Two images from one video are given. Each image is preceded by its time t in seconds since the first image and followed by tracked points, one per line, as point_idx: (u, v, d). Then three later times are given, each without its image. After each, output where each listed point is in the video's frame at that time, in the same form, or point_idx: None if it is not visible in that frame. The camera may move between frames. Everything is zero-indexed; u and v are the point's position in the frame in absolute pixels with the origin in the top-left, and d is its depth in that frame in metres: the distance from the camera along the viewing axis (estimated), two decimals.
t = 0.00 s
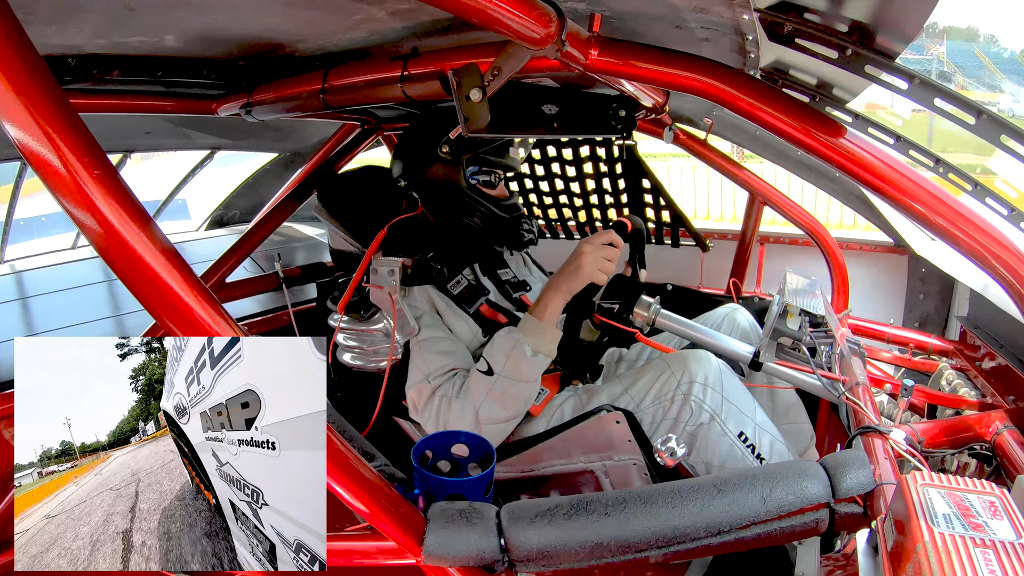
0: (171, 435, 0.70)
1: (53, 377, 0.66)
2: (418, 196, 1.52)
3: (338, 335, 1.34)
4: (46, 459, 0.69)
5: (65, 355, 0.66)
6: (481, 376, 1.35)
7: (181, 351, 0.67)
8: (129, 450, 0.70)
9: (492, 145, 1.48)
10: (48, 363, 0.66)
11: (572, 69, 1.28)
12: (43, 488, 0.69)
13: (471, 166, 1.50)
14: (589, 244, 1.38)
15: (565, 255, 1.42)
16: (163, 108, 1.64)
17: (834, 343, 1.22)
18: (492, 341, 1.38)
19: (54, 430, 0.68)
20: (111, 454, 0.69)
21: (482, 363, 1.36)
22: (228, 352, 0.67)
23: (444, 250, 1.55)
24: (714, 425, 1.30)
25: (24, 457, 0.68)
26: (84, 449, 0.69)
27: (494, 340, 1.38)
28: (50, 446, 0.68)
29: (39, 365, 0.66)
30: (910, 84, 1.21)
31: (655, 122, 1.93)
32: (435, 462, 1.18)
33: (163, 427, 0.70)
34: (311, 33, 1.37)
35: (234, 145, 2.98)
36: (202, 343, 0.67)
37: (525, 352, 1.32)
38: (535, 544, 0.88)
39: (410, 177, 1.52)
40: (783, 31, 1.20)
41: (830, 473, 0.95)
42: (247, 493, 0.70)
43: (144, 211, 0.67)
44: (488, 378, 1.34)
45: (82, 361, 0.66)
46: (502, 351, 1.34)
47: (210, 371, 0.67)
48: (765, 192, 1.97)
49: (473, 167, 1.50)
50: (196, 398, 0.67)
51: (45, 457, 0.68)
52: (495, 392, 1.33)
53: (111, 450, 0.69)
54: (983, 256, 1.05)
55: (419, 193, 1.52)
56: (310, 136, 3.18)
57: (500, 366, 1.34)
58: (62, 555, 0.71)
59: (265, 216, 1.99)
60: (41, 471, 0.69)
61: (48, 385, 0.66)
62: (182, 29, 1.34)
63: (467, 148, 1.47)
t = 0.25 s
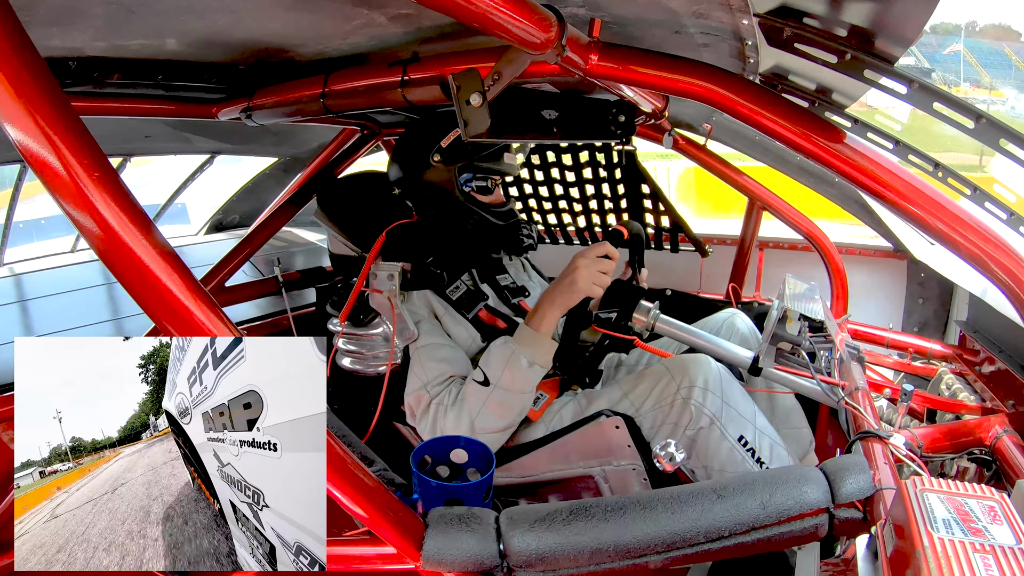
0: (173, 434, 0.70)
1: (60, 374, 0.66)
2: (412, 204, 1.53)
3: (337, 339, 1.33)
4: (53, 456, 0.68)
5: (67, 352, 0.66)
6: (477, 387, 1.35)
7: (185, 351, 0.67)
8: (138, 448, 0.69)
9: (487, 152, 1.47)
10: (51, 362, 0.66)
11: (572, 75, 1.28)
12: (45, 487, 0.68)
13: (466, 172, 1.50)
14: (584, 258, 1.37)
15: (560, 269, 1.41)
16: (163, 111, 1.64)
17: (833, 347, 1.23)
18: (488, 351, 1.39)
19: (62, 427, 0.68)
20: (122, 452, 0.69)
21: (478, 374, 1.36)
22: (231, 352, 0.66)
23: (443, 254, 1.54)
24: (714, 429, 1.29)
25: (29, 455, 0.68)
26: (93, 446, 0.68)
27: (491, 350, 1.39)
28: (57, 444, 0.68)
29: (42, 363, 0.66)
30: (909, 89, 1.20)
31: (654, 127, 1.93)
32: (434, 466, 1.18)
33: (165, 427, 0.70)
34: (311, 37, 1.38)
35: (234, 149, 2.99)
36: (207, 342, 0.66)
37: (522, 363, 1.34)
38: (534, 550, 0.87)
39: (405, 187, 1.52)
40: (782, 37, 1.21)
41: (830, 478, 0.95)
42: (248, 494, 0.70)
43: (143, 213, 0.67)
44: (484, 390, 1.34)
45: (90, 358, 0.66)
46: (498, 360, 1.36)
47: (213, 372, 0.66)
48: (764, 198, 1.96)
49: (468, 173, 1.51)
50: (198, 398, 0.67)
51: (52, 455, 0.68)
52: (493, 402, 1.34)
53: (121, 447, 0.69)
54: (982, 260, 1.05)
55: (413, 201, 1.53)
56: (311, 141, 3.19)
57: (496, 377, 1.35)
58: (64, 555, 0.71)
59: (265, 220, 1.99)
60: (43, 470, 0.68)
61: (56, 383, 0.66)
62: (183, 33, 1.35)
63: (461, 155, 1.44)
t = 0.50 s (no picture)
0: (175, 434, 0.70)
1: (66, 372, 0.66)
2: (408, 201, 1.53)
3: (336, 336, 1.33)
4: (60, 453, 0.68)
5: (66, 351, 0.66)
6: (469, 394, 1.35)
7: (185, 351, 0.66)
8: (146, 445, 0.70)
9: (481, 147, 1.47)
10: (50, 362, 0.66)
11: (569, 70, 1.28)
12: (47, 489, 0.68)
13: (460, 168, 1.49)
14: (575, 271, 1.37)
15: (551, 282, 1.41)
16: (160, 109, 1.63)
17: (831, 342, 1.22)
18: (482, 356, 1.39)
19: (70, 425, 0.68)
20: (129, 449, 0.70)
21: (470, 381, 1.36)
22: (231, 352, 0.66)
23: (441, 250, 1.55)
24: (713, 424, 1.30)
25: (36, 453, 0.68)
26: (102, 444, 0.69)
27: (482, 357, 1.38)
28: (64, 441, 0.68)
29: (47, 360, 0.66)
30: (907, 83, 1.21)
31: (653, 123, 1.93)
32: (433, 462, 1.18)
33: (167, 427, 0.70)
34: (309, 34, 1.37)
35: (231, 146, 2.98)
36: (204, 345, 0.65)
37: (514, 373, 1.34)
38: (535, 546, 0.88)
39: (400, 185, 1.52)
40: (780, 32, 1.21)
41: (829, 471, 0.95)
42: (250, 494, 0.70)
43: (141, 211, 0.66)
44: (476, 397, 1.34)
45: (89, 357, 0.66)
46: (491, 368, 1.36)
47: (213, 372, 0.66)
48: (763, 193, 1.96)
49: (462, 170, 1.50)
50: (200, 397, 0.67)
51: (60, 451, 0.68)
52: (483, 409, 1.34)
53: (129, 444, 0.69)
54: (979, 255, 1.05)
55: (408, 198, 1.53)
56: (308, 137, 3.18)
57: (488, 385, 1.35)
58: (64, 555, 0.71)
59: (263, 217, 1.98)
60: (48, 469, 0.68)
61: (60, 380, 0.66)
62: (180, 30, 1.34)
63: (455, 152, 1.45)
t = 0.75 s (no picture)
0: (176, 434, 0.70)
1: (73, 371, 0.66)
2: (406, 201, 1.52)
3: (338, 335, 1.34)
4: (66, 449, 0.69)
5: (69, 352, 0.66)
6: (465, 402, 1.35)
7: (187, 352, 0.67)
8: (154, 441, 0.70)
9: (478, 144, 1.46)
10: (52, 362, 0.66)
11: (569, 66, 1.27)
12: (52, 486, 0.69)
13: (457, 166, 1.48)
14: (568, 285, 1.37)
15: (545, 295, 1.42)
16: (160, 107, 1.63)
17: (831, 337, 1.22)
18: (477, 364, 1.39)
19: (76, 422, 0.68)
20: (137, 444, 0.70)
21: (466, 389, 1.36)
22: (233, 351, 0.66)
23: (442, 248, 1.56)
24: (715, 418, 1.30)
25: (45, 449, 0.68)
26: (112, 439, 0.69)
27: (478, 366, 1.39)
28: (72, 438, 0.68)
29: (53, 358, 0.66)
30: (908, 79, 1.21)
31: (653, 119, 1.93)
32: (434, 459, 1.19)
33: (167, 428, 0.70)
34: (308, 31, 1.37)
35: (231, 144, 2.98)
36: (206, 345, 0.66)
37: (510, 382, 1.34)
38: (536, 540, 0.88)
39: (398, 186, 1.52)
40: (780, 27, 1.20)
41: (830, 466, 0.95)
42: (252, 494, 0.70)
43: (141, 210, 0.67)
44: (472, 405, 1.34)
45: (91, 357, 0.66)
46: (487, 377, 1.36)
47: (216, 370, 0.66)
48: (763, 189, 1.96)
49: (458, 167, 1.48)
50: (202, 397, 0.67)
51: (67, 446, 0.68)
52: (480, 417, 1.34)
53: (137, 439, 0.69)
54: (980, 250, 1.05)
55: (405, 197, 1.52)
56: (308, 135, 3.18)
57: (485, 393, 1.35)
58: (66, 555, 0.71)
59: (263, 215, 1.98)
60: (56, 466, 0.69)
61: (66, 378, 0.67)
62: (178, 28, 1.34)
63: (450, 149, 1.44)
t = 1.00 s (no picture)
0: (178, 433, 0.70)
1: (79, 369, 0.66)
2: (402, 202, 1.53)
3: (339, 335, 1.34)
4: (70, 447, 0.68)
5: (70, 352, 0.66)
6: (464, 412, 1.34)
7: (188, 348, 0.66)
8: (153, 441, 0.70)
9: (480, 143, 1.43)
10: (53, 361, 0.66)
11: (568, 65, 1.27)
12: (54, 485, 0.69)
13: (454, 168, 1.49)
14: (561, 303, 1.36)
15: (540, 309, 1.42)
16: (159, 107, 1.63)
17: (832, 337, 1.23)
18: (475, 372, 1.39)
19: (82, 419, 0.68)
20: (141, 443, 0.70)
21: (463, 396, 1.35)
22: (234, 350, 0.66)
23: (442, 248, 1.57)
24: (714, 418, 1.30)
25: (50, 446, 0.68)
26: (115, 437, 0.69)
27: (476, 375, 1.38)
28: (76, 436, 0.68)
29: (57, 356, 0.66)
30: (908, 79, 1.21)
31: (653, 119, 1.93)
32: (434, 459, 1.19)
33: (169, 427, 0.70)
34: (307, 31, 1.37)
35: (231, 143, 2.98)
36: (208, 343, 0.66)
37: (507, 393, 1.35)
38: (535, 541, 0.88)
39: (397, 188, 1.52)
40: (780, 27, 1.20)
41: (830, 467, 0.95)
42: (254, 492, 0.70)
43: (140, 210, 0.66)
44: (470, 414, 1.33)
45: (91, 357, 0.66)
46: (485, 386, 1.36)
47: (217, 368, 0.66)
48: (763, 189, 1.97)
49: (456, 169, 1.49)
50: (204, 394, 0.67)
51: (71, 445, 0.68)
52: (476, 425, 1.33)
53: (140, 438, 0.69)
54: (979, 250, 1.05)
55: (403, 199, 1.53)
56: (307, 134, 3.17)
57: (483, 403, 1.35)
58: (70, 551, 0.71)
59: (263, 214, 1.98)
60: (58, 465, 0.69)
61: (72, 375, 0.67)
62: (178, 27, 1.34)
63: (449, 150, 1.43)
